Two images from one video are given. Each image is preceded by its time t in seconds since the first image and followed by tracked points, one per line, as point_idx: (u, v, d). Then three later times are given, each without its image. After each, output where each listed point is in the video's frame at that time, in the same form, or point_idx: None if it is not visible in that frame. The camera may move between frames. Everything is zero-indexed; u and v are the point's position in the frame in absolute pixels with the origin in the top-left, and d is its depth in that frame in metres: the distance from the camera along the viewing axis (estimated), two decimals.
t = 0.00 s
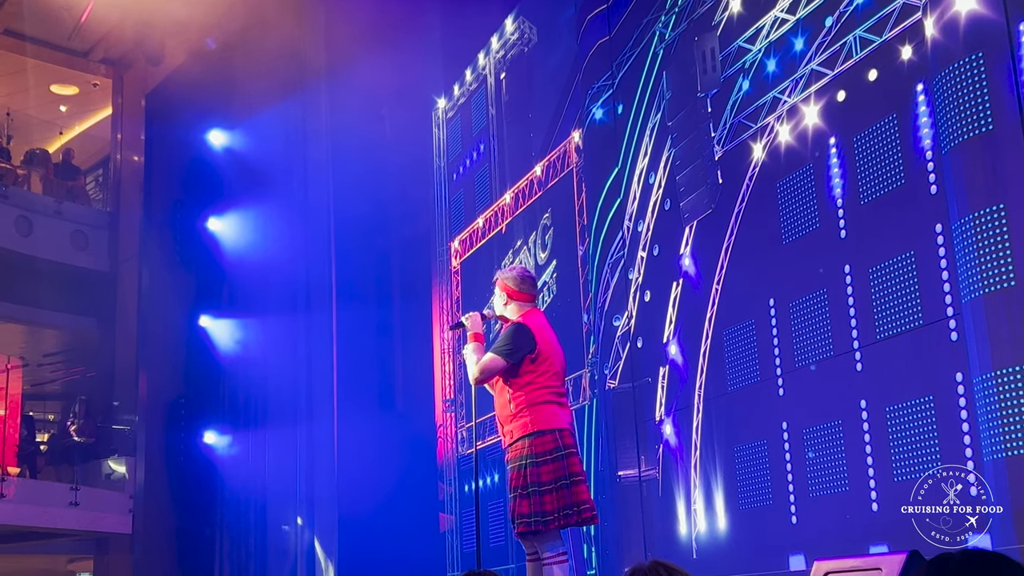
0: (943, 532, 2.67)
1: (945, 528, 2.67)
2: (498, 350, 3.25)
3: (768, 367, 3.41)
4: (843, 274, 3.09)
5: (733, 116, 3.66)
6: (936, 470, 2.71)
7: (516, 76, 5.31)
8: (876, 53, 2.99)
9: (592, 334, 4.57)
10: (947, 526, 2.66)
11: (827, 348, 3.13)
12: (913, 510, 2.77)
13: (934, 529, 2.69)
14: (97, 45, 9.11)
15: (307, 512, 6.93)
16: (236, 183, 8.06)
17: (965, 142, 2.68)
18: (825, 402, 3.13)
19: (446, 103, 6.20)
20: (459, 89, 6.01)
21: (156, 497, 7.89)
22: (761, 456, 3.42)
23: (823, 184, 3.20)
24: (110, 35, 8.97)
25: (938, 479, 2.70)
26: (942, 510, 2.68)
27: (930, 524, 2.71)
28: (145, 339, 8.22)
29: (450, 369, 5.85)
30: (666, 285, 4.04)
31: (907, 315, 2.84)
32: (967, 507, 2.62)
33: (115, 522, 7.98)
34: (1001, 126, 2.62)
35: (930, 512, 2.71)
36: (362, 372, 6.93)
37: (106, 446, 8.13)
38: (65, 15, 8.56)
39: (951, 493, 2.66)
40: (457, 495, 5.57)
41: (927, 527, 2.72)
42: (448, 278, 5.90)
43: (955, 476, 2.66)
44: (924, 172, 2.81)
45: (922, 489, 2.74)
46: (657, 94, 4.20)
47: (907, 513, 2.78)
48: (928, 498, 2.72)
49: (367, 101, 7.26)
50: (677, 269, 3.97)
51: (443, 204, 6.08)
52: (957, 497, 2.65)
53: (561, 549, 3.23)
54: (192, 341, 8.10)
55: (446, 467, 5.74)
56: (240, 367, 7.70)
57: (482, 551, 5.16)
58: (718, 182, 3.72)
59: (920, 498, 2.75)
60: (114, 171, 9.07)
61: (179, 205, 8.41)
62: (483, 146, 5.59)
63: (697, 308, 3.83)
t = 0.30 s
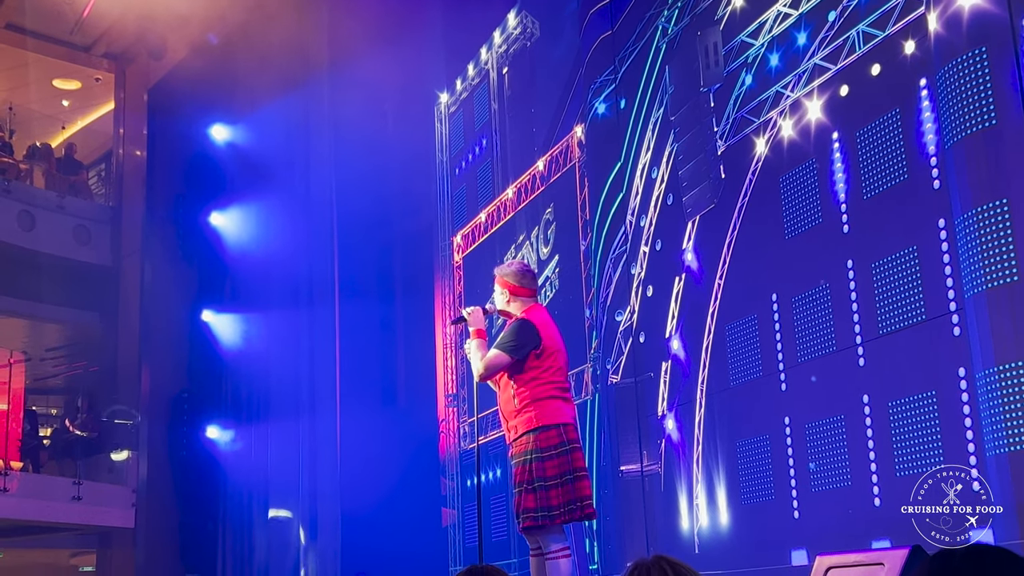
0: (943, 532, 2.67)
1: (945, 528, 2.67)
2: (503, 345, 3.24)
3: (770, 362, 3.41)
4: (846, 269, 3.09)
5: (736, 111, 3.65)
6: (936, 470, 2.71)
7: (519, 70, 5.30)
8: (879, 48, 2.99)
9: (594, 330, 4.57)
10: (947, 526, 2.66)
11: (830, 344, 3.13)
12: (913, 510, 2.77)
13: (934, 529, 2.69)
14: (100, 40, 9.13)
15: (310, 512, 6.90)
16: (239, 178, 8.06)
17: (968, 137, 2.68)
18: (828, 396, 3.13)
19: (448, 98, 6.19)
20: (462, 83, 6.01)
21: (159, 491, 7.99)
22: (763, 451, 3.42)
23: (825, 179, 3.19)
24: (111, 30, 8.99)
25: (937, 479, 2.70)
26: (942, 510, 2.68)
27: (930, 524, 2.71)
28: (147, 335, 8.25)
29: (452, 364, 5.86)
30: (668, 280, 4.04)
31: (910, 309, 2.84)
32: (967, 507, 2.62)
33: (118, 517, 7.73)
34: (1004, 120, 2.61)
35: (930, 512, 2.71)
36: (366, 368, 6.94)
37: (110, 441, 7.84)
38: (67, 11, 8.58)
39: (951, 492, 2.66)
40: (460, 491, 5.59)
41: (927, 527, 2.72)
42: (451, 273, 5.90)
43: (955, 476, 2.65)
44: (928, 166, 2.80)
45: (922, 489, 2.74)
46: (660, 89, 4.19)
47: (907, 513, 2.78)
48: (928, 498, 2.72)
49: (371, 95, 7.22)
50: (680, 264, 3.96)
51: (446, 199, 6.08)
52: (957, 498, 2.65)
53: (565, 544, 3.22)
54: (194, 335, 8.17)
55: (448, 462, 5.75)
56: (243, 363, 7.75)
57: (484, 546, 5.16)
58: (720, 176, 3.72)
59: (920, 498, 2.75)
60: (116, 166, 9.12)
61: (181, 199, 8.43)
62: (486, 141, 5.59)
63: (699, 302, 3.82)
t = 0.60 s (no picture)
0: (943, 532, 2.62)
1: (945, 527, 2.63)
2: (505, 340, 3.24)
3: (773, 355, 3.41)
4: (849, 262, 3.08)
5: (740, 103, 3.65)
6: (936, 470, 2.72)
7: (521, 62, 5.29)
8: (883, 40, 2.99)
9: (596, 323, 4.56)
10: (947, 526, 2.62)
11: (832, 337, 3.13)
12: (912, 510, 2.77)
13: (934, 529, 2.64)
14: (102, 32, 9.14)
15: (314, 504, 6.90)
16: (241, 170, 8.05)
17: (972, 130, 2.67)
18: (830, 389, 3.14)
19: (451, 90, 6.19)
20: (465, 76, 6.00)
21: (165, 486, 8.00)
22: (766, 444, 3.43)
23: (828, 172, 3.19)
24: (114, 21, 9.00)
25: (937, 479, 2.71)
26: (942, 510, 2.67)
27: (930, 524, 2.67)
28: (150, 327, 8.30)
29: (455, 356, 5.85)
30: (671, 273, 4.04)
31: (912, 303, 2.83)
32: (968, 507, 2.61)
33: (122, 509, 7.69)
34: (1008, 114, 2.61)
35: (930, 512, 2.70)
36: (370, 362, 6.95)
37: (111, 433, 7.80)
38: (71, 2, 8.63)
39: (951, 492, 2.67)
40: (462, 484, 5.60)
41: (928, 527, 2.67)
42: (453, 266, 5.90)
43: (955, 476, 2.67)
44: (931, 159, 2.80)
45: (922, 489, 2.75)
46: (663, 82, 4.18)
47: (908, 513, 2.79)
48: (928, 498, 2.72)
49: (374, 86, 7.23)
50: (682, 257, 3.96)
51: (449, 191, 6.08)
52: (957, 498, 2.65)
53: (568, 536, 3.23)
54: (197, 327, 8.13)
55: (450, 455, 5.76)
56: (247, 355, 7.76)
57: (487, 538, 5.16)
58: (724, 169, 3.71)
59: (920, 498, 2.76)
60: (118, 158, 9.09)
61: (184, 190, 8.39)
62: (488, 133, 5.58)
63: (702, 295, 3.82)
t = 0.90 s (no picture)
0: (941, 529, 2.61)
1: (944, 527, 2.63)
2: (504, 330, 3.24)
3: (774, 346, 3.41)
4: (852, 252, 3.08)
5: (743, 93, 3.64)
6: (936, 471, 2.73)
7: (523, 52, 5.28)
8: (887, 30, 2.98)
9: (598, 313, 4.56)
10: (946, 525, 2.62)
11: (834, 327, 3.13)
12: (913, 510, 2.78)
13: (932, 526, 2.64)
14: (104, 20, 9.13)
15: (315, 498, 6.78)
16: (243, 159, 8.06)
17: (975, 120, 2.67)
18: (832, 380, 3.14)
19: (453, 80, 6.18)
20: (467, 65, 5.99)
21: (166, 475, 8.00)
22: (767, 434, 3.43)
23: (831, 163, 3.19)
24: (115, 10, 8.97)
25: (937, 480, 2.72)
26: (942, 510, 2.66)
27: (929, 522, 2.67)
28: (152, 316, 8.29)
29: (456, 346, 5.86)
30: (673, 263, 4.03)
31: (914, 294, 2.83)
32: (967, 507, 2.61)
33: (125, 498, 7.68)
34: (1011, 105, 2.61)
35: (930, 511, 2.70)
36: (372, 353, 6.99)
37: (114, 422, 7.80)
38: None
39: (951, 492, 2.66)
40: (464, 474, 5.61)
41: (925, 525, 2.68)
42: (455, 256, 5.90)
43: (955, 476, 2.67)
44: (933, 150, 2.80)
45: (922, 489, 2.76)
46: (665, 72, 4.17)
47: (908, 513, 2.79)
48: (928, 499, 2.72)
49: (374, 74, 7.26)
50: (685, 247, 3.96)
51: (451, 181, 6.07)
52: (957, 498, 2.65)
53: (569, 526, 3.23)
54: (198, 317, 8.19)
55: (452, 445, 5.76)
56: (248, 345, 7.78)
57: (488, 528, 5.18)
58: (726, 159, 3.71)
59: (920, 498, 2.76)
60: (120, 147, 9.05)
61: (186, 180, 8.41)
62: (490, 124, 5.57)
63: (704, 285, 3.82)
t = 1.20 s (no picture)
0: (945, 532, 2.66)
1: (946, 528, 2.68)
2: (503, 317, 3.15)
3: (775, 334, 3.42)
4: (852, 241, 3.08)
5: (744, 81, 3.63)
6: (935, 471, 2.74)
7: (524, 39, 5.26)
8: (889, 18, 2.98)
9: (599, 301, 4.56)
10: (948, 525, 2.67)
11: (834, 315, 3.13)
12: (913, 509, 2.80)
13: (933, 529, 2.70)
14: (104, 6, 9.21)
15: (315, 483, 6.89)
16: (243, 146, 8.05)
17: (977, 109, 2.67)
18: (833, 368, 3.14)
19: (454, 67, 6.16)
20: (467, 53, 5.98)
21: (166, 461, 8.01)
22: (767, 422, 3.44)
23: (832, 151, 3.19)
24: None
25: (937, 480, 2.73)
26: (942, 510, 2.71)
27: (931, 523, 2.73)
28: (153, 302, 8.29)
29: (456, 333, 5.88)
30: (673, 251, 4.03)
31: (915, 282, 2.83)
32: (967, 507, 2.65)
33: (126, 485, 7.83)
34: (1013, 93, 2.61)
35: (930, 512, 2.74)
36: (373, 340, 6.94)
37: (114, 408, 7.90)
38: None
39: (951, 492, 2.69)
40: (464, 461, 5.63)
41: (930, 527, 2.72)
42: (455, 244, 5.91)
43: (955, 476, 2.67)
44: (935, 138, 2.80)
45: (922, 489, 2.77)
46: (667, 59, 4.16)
47: (908, 513, 2.81)
48: (928, 499, 2.75)
49: (376, 63, 7.15)
50: (685, 235, 3.96)
51: (451, 169, 6.07)
52: (957, 498, 2.67)
53: (566, 513, 3.12)
54: (198, 303, 8.19)
55: (452, 432, 5.77)
56: (249, 332, 7.79)
57: (488, 515, 5.21)
58: (728, 147, 3.71)
59: (920, 498, 2.78)
60: (121, 133, 9.03)
61: (187, 165, 8.42)
62: (491, 111, 5.58)
63: (705, 273, 3.82)
